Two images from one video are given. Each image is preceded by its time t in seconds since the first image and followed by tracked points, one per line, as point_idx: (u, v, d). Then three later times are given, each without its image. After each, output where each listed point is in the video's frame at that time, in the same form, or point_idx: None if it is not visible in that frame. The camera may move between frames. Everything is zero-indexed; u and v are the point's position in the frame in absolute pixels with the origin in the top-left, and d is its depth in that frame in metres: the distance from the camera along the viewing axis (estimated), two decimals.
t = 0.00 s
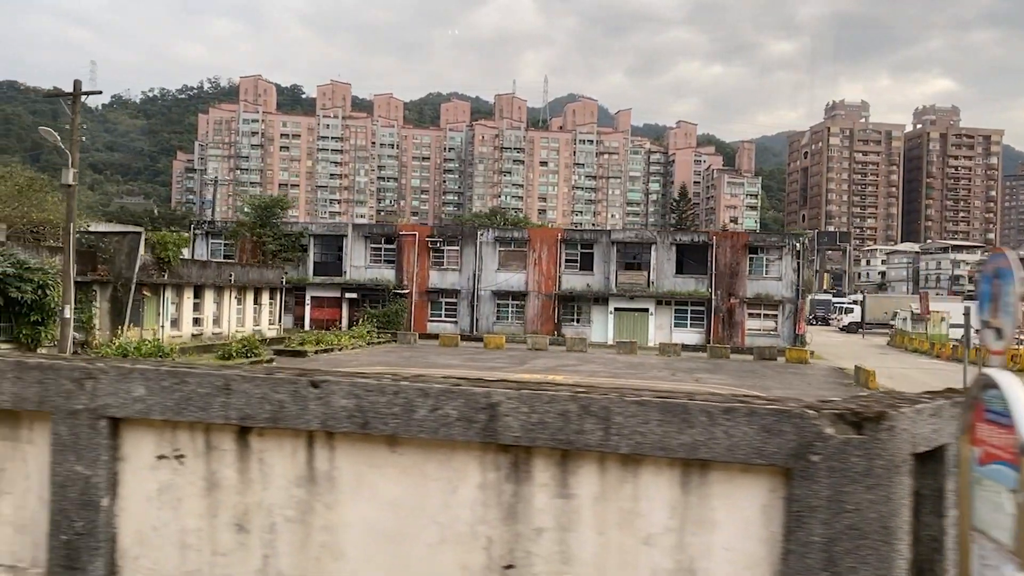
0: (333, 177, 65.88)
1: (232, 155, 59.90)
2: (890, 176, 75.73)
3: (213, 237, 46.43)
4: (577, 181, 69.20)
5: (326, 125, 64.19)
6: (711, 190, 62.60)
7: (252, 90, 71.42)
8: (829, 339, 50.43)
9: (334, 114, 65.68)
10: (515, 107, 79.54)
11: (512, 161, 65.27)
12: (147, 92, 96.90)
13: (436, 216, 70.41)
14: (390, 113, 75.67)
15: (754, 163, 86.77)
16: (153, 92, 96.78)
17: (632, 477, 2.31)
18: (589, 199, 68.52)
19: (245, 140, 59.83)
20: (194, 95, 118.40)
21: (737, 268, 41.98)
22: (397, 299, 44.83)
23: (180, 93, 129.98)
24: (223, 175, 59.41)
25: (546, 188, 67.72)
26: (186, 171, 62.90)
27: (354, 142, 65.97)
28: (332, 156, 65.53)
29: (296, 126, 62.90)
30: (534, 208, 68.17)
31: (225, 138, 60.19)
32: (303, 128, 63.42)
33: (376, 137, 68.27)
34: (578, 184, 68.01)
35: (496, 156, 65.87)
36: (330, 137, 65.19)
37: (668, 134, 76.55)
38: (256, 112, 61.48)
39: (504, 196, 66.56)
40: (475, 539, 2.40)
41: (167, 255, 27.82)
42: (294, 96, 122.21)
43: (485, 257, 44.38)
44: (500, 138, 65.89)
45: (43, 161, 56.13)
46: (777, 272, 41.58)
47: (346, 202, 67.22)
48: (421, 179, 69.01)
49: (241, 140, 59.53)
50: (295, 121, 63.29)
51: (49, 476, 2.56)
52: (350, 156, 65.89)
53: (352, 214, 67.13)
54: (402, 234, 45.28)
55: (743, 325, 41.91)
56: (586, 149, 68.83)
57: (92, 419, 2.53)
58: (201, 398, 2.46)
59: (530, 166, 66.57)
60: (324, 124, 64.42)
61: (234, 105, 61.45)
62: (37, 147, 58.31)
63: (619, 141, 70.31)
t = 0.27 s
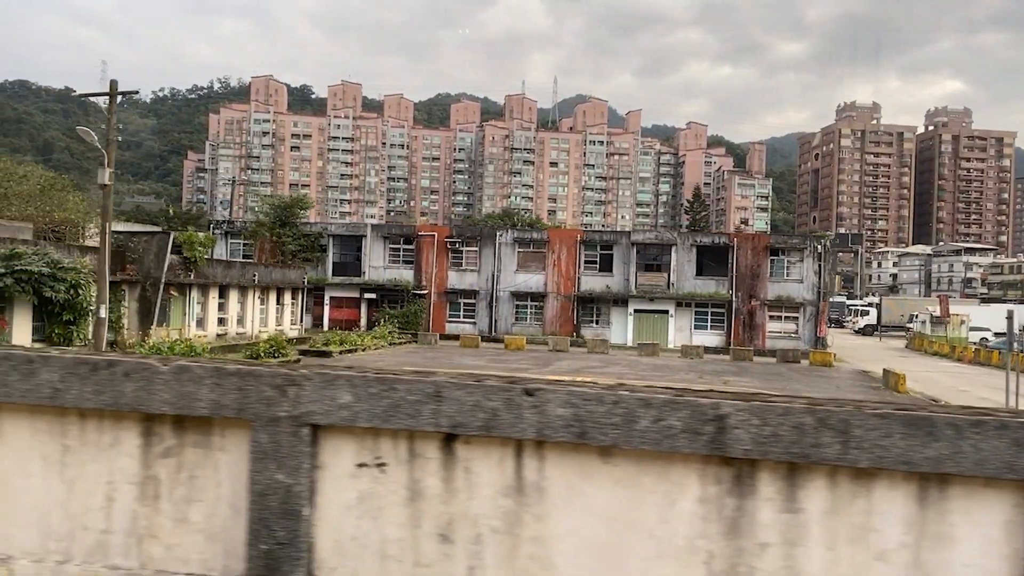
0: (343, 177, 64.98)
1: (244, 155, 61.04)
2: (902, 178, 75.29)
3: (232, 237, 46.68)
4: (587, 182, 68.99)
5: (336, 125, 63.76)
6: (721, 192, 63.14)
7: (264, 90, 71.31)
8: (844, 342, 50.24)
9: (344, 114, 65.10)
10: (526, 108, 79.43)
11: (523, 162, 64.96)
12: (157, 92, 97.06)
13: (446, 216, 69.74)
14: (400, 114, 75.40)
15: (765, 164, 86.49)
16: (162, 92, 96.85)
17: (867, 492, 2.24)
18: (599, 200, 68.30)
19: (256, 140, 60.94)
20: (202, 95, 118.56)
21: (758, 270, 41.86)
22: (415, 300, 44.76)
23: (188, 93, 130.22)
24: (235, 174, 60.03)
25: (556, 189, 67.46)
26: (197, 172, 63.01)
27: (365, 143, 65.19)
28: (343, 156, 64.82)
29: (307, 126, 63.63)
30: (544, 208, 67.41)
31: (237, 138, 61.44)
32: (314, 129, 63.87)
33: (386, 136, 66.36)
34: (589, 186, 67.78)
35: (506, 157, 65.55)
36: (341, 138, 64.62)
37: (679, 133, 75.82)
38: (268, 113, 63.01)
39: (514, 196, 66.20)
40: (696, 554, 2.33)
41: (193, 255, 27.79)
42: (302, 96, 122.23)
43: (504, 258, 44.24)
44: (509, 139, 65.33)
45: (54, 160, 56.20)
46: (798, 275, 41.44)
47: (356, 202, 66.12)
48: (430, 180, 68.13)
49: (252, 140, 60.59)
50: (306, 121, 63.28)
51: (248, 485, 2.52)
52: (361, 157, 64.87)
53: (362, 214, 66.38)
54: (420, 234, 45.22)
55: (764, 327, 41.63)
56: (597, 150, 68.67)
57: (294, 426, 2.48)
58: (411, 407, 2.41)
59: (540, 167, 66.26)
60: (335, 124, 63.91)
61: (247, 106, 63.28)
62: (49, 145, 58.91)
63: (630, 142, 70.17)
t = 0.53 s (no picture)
0: (354, 177, 64.75)
1: (256, 155, 62.16)
2: (915, 179, 74.60)
3: (253, 238, 46.97)
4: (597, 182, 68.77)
5: (348, 126, 63.72)
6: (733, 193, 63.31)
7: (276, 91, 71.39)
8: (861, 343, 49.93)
9: (355, 115, 65.22)
10: (538, 108, 79.42)
11: (535, 163, 64.70)
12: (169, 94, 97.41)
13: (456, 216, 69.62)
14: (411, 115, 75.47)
15: (776, 165, 86.16)
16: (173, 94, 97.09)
17: None
18: (610, 200, 67.91)
19: (268, 140, 62.25)
20: (212, 97, 118.87)
21: (781, 271, 41.69)
22: (435, 301, 44.82)
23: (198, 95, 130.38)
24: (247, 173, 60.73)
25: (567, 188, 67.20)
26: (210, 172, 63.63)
27: (376, 143, 65.05)
28: (354, 157, 64.88)
29: (319, 126, 64.27)
30: (555, 208, 67.26)
31: (249, 138, 62.95)
32: (326, 129, 64.63)
33: (396, 137, 66.13)
34: (599, 186, 67.55)
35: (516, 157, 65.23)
36: (352, 138, 64.73)
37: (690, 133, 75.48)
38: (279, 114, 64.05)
39: (525, 197, 65.56)
40: (939, 572, 2.25)
41: (222, 256, 27.79)
42: (312, 97, 122.54)
43: (524, 259, 44.21)
44: (519, 139, 64.87)
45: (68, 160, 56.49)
46: (821, 276, 41.20)
47: (367, 202, 65.65)
48: (440, 180, 67.80)
49: (264, 141, 61.93)
50: (318, 122, 63.64)
51: (456, 499, 2.46)
52: (372, 157, 64.70)
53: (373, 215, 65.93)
54: (441, 235, 45.27)
55: (787, 329, 41.48)
56: (608, 150, 68.60)
57: (506, 439, 2.42)
58: (633, 420, 2.34)
59: (552, 168, 65.87)
60: (347, 124, 63.91)
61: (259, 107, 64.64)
62: (61, 147, 59.75)
63: (641, 142, 70.06)
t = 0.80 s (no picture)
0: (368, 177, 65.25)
1: (270, 155, 61.93)
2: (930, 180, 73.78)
3: (279, 238, 47.28)
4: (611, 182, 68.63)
5: (362, 125, 63.73)
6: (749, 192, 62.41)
7: (287, 90, 70.95)
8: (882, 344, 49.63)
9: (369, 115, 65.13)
10: (551, 108, 79.59)
11: (547, 163, 64.58)
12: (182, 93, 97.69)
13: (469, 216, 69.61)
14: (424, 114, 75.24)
15: (791, 165, 85.79)
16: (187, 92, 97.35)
17: None
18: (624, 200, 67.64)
19: (282, 139, 61.80)
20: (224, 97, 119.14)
21: (807, 272, 41.54)
22: (458, 300, 44.80)
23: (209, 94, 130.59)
24: (261, 173, 60.50)
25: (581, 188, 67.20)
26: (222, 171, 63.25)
27: (390, 142, 65.30)
28: (368, 157, 64.97)
29: (332, 126, 63.85)
30: (568, 208, 67.38)
31: (264, 137, 62.33)
32: (339, 129, 64.09)
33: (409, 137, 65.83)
34: (612, 185, 67.35)
35: (529, 157, 65.06)
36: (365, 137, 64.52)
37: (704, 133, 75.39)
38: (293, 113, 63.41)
39: (538, 197, 65.68)
40: None
41: (254, 255, 27.79)
42: (324, 96, 122.81)
43: (547, 259, 44.10)
44: (534, 139, 65.02)
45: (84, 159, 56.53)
46: (848, 277, 41.12)
47: (381, 202, 65.86)
48: (453, 180, 67.50)
49: (278, 140, 61.50)
50: (332, 121, 63.42)
51: (705, 522, 2.36)
52: (386, 156, 64.66)
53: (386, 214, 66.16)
54: (463, 234, 45.23)
55: (813, 330, 41.35)
56: (623, 150, 68.33)
57: (761, 460, 2.32)
58: (902, 442, 2.24)
59: (564, 167, 65.94)
60: (360, 123, 63.87)
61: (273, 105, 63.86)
62: (77, 147, 60.07)
63: (654, 142, 69.84)
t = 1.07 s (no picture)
0: (384, 177, 65.33)
1: (287, 154, 62.09)
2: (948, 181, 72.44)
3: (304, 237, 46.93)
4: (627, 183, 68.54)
5: (377, 125, 63.58)
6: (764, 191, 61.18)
7: (305, 90, 70.62)
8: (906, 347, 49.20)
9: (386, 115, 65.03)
10: (566, 108, 79.51)
11: (562, 163, 64.44)
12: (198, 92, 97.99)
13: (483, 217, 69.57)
14: (439, 114, 74.92)
15: (808, 165, 85.29)
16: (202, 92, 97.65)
17: None
18: (639, 200, 67.78)
19: (298, 140, 61.63)
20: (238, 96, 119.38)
21: (837, 274, 41.16)
22: (484, 301, 44.69)
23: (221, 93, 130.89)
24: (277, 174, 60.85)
25: (596, 189, 66.99)
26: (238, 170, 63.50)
27: (406, 142, 64.86)
28: (384, 157, 64.38)
29: (349, 125, 63.19)
30: (583, 208, 67.41)
31: (280, 137, 62.54)
32: (356, 128, 63.64)
33: (425, 137, 66.00)
34: (629, 185, 67.21)
35: (545, 157, 64.84)
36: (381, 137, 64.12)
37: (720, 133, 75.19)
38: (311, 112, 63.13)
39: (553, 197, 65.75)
40: None
41: (289, 255, 27.89)
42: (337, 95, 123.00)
43: (573, 260, 43.86)
44: (550, 139, 64.81)
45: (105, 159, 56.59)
46: (879, 279, 40.72)
47: (397, 202, 65.57)
48: (469, 180, 66.90)
49: (295, 140, 61.30)
50: (348, 121, 62.85)
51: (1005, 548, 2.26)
52: (402, 156, 65.10)
53: (402, 214, 65.79)
54: (489, 235, 45.08)
55: (843, 333, 41.02)
56: (638, 150, 68.26)
57: None
58: None
59: (580, 167, 65.98)
60: (376, 124, 63.64)
61: (290, 104, 63.75)
62: (94, 146, 60.26)
63: (671, 142, 69.36)
